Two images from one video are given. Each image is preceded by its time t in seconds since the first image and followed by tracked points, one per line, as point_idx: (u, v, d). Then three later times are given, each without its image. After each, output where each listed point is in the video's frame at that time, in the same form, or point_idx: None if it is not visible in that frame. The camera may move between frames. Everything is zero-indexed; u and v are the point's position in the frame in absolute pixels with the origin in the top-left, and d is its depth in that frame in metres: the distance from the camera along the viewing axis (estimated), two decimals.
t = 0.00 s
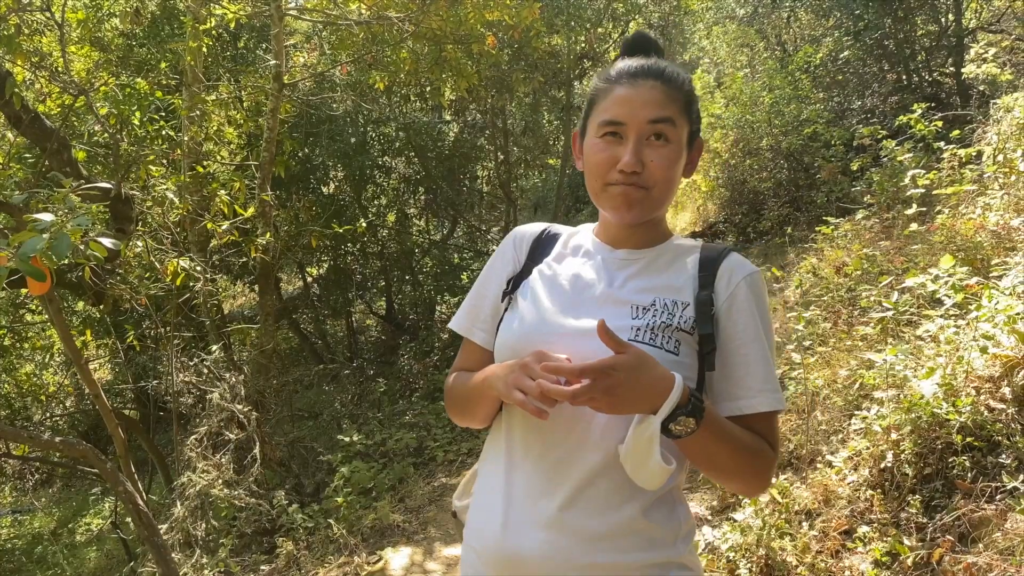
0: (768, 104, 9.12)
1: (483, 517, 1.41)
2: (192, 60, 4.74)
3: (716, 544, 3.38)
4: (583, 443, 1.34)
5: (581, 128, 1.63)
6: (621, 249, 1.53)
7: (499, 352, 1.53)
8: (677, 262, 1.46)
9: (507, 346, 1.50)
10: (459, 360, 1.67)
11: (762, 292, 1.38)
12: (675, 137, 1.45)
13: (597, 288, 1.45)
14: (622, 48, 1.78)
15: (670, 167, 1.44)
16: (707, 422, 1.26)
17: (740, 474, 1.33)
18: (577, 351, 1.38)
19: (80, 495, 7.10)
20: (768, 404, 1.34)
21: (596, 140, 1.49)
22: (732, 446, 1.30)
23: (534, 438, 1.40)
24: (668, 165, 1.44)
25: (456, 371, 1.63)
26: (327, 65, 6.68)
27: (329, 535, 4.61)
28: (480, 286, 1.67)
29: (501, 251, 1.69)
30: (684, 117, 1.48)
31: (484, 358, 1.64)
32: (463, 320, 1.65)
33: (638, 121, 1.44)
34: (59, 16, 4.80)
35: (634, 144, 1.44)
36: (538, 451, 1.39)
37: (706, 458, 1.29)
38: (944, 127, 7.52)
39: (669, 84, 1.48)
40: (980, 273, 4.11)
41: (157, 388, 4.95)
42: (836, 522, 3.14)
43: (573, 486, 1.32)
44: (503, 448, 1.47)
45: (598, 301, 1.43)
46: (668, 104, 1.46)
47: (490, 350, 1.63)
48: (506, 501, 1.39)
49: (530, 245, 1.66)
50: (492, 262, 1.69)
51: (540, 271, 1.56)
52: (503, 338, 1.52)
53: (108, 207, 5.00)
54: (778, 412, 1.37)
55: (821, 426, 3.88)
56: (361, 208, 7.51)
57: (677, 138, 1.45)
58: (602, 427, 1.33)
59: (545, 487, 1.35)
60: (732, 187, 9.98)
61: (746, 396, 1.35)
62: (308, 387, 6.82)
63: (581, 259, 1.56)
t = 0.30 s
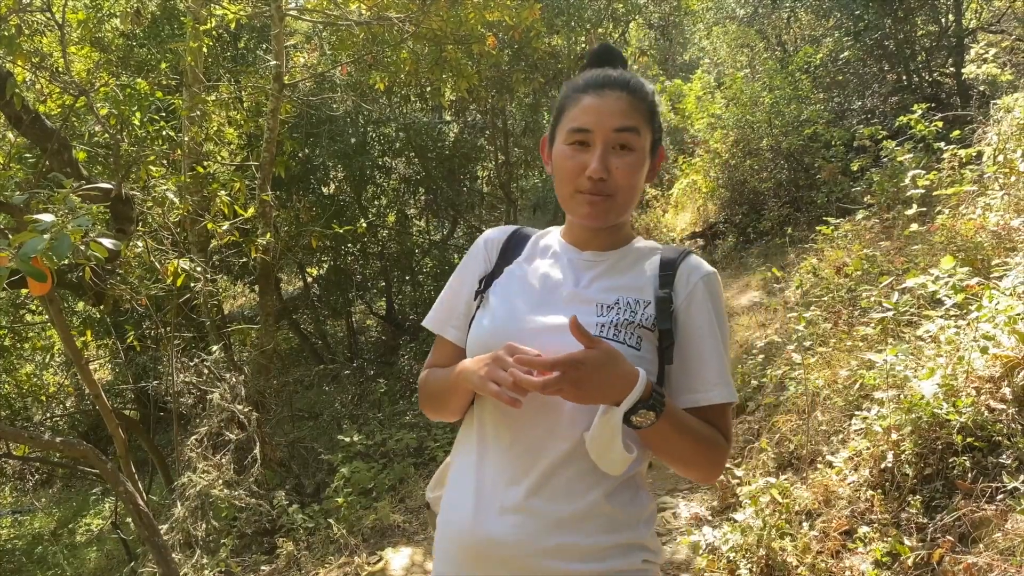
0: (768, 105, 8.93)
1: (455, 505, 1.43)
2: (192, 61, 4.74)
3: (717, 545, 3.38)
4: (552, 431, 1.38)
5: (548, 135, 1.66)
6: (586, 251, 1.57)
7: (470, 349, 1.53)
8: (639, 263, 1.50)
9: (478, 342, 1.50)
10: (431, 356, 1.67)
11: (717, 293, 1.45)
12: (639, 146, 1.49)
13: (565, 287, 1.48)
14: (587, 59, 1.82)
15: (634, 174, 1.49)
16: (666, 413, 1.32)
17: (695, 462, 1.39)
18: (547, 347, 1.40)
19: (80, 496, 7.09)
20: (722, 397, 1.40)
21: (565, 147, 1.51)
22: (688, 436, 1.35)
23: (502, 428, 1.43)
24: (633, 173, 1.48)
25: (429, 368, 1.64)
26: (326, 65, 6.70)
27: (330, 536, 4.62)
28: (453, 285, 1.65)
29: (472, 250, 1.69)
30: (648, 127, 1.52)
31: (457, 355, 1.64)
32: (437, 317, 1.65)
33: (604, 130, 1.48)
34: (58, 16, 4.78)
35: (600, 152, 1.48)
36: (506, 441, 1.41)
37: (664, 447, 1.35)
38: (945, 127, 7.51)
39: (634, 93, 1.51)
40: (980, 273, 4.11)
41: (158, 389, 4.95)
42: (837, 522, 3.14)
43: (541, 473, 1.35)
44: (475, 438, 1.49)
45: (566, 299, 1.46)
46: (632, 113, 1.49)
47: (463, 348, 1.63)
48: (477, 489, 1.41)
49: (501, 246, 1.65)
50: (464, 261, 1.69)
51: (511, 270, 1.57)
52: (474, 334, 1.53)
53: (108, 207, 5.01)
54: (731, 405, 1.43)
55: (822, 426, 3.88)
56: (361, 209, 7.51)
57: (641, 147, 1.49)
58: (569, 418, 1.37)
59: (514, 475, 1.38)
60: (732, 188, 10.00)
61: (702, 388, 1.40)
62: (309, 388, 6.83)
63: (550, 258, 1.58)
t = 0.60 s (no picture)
0: (768, 105, 9.14)
1: (429, 488, 1.48)
2: (194, 61, 4.74)
3: (718, 544, 3.40)
4: (520, 420, 1.40)
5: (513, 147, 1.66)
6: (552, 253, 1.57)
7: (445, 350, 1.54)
8: (602, 263, 1.51)
9: (452, 342, 1.52)
10: (408, 358, 1.69)
11: (677, 290, 1.46)
12: (600, 157, 1.50)
13: (532, 287, 1.49)
14: (551, 73, 1.83)
15: (596, 184, 1.50)
16: (628, 395, 1.33)
17: (658, 447, 1.39)
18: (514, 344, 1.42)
19: (81, 495, 7.10)
20: (681, 385, 1.41)
21: (528, 159, 1.52)
22: (649, 420, 1.36)
23: (473, 416, 1.46)
24: (594, 182, 1.49)
25: (406, 368, 1.65)
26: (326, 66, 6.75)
27: (330, 536, 4.63)
28: (428, 290, 1.66)
29: (446, 257, 1.70)
30: (608, 137, 1.53)
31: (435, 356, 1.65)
32: (415, 320, 1.65)
33: (565, 142, 1.48)
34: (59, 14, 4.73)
35: (561, 163, 1.48)
36: (477, 427, 1.44)
37: (628, 428, 1.36)
38: (945, 127, 7.51)
39: (593, 106, 1.52)
40: (980, 273, 4.10)
41: (158, 388, 4.96)
42: (837, 522, 3.15)
43: (509, 458, 1.38)
44: (448, 425, 1.52)
45: (533, 298, 1.47)
46: (592, 125, 1.50)
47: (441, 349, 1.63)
48: (451, 470, 1.46)
49: (474, 252, 1.66)
50: (438, 266, 1.69)
51: (482, 273, 1.58)
52: (448, 335, 1.54)
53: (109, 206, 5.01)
54: (689, 393, 1.45)
55: (823, 426, 3.89)
56: (362, 209, 7.51)
57: (601, 157, 1.50)
58: (536, 407, 1.39)
59: (484, 460, 1.41)
60: (733, 188, 10.01)
61: (661, 378, 1.41)
62: (309, 388, 6.83)
63: (519, 260, 1.59)
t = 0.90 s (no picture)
0: (768, 104, 9.16)
1: (409, 476, 1.51)
2: (194, 60, 4.72)
3: (717, 543, 3.42)
4: (495, 412, 1.43)
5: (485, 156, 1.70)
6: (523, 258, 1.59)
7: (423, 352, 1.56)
8: (571, 266, 1.54)
9: (430, 344, 1.54)
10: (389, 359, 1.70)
11: (641, 291, 1.48)
12: (568, 165, 1.54)
13: (505, 289, 1.51)
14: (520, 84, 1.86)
15: (564, 191, 1.54)
16: (594, 390, 1.36)
17: (622, 438, 1.43)
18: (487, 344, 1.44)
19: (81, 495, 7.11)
20: (645, 380, 1.43)
21: (499, 167, 1.55)
22: (614, 415, 1.39)
23: (451, 409, 1.49)
24: (562, 190, 1.53)
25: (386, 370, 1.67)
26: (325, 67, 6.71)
27: (330, 535, 4.65)
28: (407, 296, 1.67)
29: (422, 262, 1.71)
30: (575, 146, 1.57)
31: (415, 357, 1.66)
32: (395, 321, 1.67)
33: (535, 151, 1.52)
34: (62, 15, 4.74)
35: (532, 170, 1.52)
36: (455, 419, 1.47)
37: (595, 421, 1.38)
38: (945, 127, 7.50)
39: (561, 117, 1.56)
40: (980, 273, 4.10)
41: (158, 388, 4.96)
42: (837, 521, 3.16)
43: (484, 448, 1.41)
44: (428, 417, 1.55)
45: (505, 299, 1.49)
46: (560, 134, 1.54)
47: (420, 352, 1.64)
48: (428, 459, 1.49)
49: (450, 257, 1.68)
50: (416, 271, 1.71)
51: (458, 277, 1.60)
52: (425, 337, 1.56)
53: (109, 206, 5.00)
54: (653, 388, 1.47)
55: (822, 426, 3.89)
56: (362, 208, 7.52)
57: (569, 165, 1.54)
58: (510, 402, 1.42)
59: (461, 450, 1.44)
60: (733, 188, 10.01)
61: (625, 373, 1.44)
62: (310, 387, 6.84)
63: (492, 264, 1.61)
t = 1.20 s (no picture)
0: (767, 104, 9.06)
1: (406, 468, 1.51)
2: (192, 59, 4.72)
3: (717, 543, 3.41)
4: (491, 403, 1.43)
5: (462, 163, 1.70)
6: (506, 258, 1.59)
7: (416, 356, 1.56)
8: (554, 261, 1.54)
9: (421, 348, 1.53)
10: (379, 364, 1.69)
11: (622, 280, 1.50)
12: (544, 166, 1.55)
13: (491, 289, 1.51)
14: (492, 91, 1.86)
15: (543, 192, 1.55)
16: (584, 380, 1.37)
17: (613, 424, 1.44)
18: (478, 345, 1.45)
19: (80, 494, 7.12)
20: (630, 366, 1.45)
21: (477, 171, 1.56)
22: (603, 403, 1.40)
23: (446, 402, 1.49)
24: (540, 190, 1.54)
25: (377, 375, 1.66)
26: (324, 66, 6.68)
27: (329, 534, 4.67)
28: (395, 302, 1.66)
29: (407, 268, 1.70)
30: (550, 147, 1.58)
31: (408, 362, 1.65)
32: (385, 328, 1.66)
33: (510, 153, 1.53)
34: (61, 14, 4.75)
35: (509, 172, 1.53)
36: (450, 410, 1.48)
37: (586, 409, 1.40)
38: (944, 126, 7.49)
39: (535, 119, 1.57)
40: (980, 273, 4.10)
41: (157, 387, 4.95)
42: (836, 521, 3.17)
43: (481, 438, 1.42)
44: (423, 410, 1.55)
45: (492, 299, 1.50)
46: (534, 136, 1.55)
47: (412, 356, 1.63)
48: (425, 450, 1.50)
49: (435, 260, 1.67)
50: (401, 277, 1.69)
51: (444, 280, 1.60)
52: (416, 342, 1.55)
53: (109, 205, 5.00)
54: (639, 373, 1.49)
55: (821, 426, 3.90)
56: (361, 208, 7.53)
57: (545, 165, 1.55)
58: (504, 397, 1.43)
59: (457, 440, 1.45)
60: (732, 187, 10.01)
61: (611, 361, 1.45)
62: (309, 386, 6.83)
63: (476, 265, 1.60)
